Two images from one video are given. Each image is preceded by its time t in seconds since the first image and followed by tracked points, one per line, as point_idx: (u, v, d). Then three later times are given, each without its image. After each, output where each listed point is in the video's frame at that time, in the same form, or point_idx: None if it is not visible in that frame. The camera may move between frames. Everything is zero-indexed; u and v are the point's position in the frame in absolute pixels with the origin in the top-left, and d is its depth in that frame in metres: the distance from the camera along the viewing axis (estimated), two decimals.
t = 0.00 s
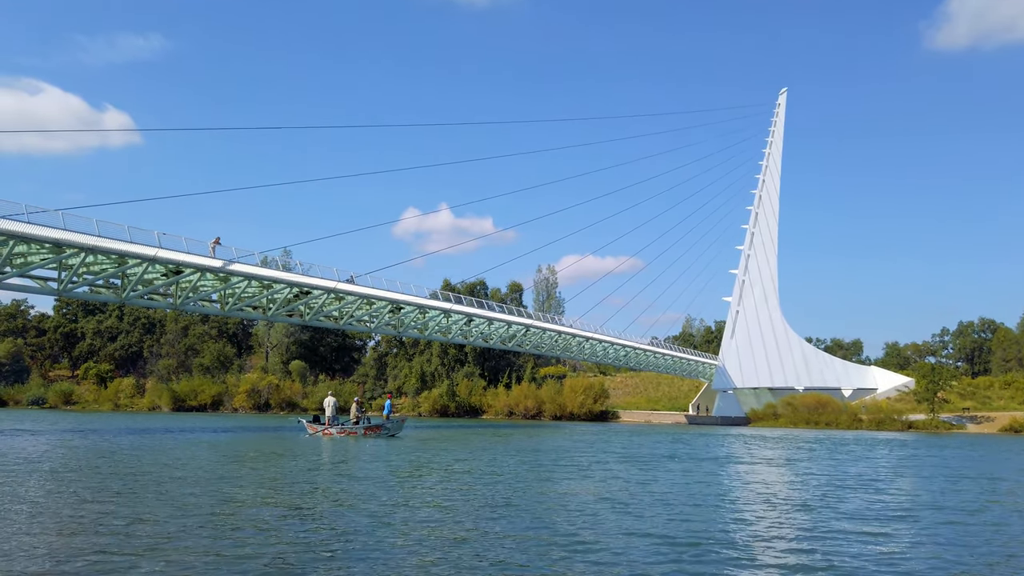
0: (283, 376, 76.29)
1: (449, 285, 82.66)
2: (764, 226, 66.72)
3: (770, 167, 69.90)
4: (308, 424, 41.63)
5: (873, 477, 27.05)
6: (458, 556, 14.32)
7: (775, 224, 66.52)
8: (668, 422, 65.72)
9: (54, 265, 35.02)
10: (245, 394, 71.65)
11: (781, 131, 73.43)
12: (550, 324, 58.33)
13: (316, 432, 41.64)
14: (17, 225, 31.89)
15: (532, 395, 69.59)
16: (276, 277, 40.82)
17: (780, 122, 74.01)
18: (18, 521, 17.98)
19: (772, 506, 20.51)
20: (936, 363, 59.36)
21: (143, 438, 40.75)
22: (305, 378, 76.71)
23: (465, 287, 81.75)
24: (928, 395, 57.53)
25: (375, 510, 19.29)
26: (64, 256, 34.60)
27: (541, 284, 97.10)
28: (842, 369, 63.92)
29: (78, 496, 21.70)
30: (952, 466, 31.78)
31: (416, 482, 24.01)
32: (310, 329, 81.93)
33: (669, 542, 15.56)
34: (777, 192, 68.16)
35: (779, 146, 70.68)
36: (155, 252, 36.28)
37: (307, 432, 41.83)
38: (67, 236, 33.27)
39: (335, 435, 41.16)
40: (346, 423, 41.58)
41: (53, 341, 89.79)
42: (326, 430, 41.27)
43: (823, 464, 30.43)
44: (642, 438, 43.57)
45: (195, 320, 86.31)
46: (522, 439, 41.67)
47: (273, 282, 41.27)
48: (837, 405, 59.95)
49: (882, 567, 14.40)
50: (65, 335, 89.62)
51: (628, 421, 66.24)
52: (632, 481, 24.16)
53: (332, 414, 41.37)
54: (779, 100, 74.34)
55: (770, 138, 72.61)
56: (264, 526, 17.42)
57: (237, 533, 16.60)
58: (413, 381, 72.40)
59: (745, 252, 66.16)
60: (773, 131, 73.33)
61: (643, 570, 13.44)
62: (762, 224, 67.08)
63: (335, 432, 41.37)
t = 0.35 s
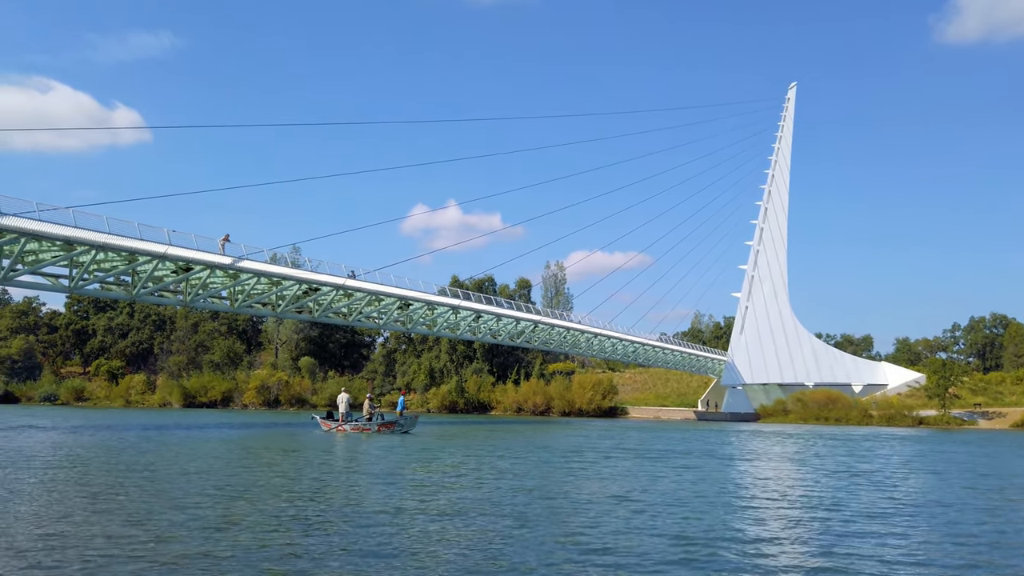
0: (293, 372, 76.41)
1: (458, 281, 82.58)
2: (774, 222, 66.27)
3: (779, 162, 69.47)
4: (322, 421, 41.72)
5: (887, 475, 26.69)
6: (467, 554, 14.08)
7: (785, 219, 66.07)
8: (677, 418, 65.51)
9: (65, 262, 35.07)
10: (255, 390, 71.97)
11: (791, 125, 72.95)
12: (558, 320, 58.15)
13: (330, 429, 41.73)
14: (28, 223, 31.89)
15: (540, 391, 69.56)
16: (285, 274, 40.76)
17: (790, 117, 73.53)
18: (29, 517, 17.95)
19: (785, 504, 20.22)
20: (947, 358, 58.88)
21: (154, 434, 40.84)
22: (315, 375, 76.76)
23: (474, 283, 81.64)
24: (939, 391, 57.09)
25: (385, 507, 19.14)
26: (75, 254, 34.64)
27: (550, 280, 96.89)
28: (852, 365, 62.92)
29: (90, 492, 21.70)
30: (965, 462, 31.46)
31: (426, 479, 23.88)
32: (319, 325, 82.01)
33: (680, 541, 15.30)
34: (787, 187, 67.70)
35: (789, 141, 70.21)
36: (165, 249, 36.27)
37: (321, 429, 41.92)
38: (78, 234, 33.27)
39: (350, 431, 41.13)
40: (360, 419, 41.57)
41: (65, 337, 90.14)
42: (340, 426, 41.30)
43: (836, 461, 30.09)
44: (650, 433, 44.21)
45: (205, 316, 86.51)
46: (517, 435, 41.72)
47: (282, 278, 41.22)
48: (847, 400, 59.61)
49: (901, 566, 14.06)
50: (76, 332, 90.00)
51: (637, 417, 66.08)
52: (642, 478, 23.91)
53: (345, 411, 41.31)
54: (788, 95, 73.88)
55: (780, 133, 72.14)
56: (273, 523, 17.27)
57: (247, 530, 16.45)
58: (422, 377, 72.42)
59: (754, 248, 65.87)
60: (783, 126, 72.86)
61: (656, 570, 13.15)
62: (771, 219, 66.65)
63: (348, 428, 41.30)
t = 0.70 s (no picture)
0: (302, 372, 76.55)
1: (466, 280, 82.56)
2: (784, 220, 65.94)
3: (788, 160, 69.16)
4: (336, 420, 41.63)
5: (900, 474, 26.43)
6: (477, 554, 13.96)
7: (794, 218, 65.70)
8: (687, 418, 65.25)
9: (77, 262, 35.13)
10: (265, 390, 72.16)
11: (800, 124, 72.66)
12: (567, 320, 58.01)
13: (344, 429, 41.59)
14: (39, 223, 31.97)
15: (549, 391, 69.54)
16: (295, 274, 40.72)
17: (799, 115, 73.18)
18: (41, 516, 17.95)
19: (796, 503, 20.01)
20: (958, 357, 58.41)
21: (164, 434, 40.87)
22: (324, 375, 76.84)
23: (482, 283, 81.60)
24: (950, 390, 56.69)
25: (393, 506, 19.07)
26: (86, 254, 34.67)
27: (558, 280, 96.70)
28: (863, 364, 62.40)
29: (100, 492, 21.71)
30: (977, 462, 31.18)
31: (435, 478, 23.82)
32: (328, 325, 82.05)
33: (691, 540, 15.14)
34: (796, 186, 67.34)
35: (798, 139, 69.86)
36: (175, 249, 36.32)
37: (335, 429, 41.62)
38: (89, 234, 33.34)
39: (363, 431, 40.94)
40: (373, 418, 41.40)
41: (76, 337, 90.51)
42: (354, 426, 41.09)
43: (847, 461, 29.85)
44: (657, 432, 44.32)
45: (215, 316, 86.72)
46: (524, 434, 41.62)
47: (291, 279, 41.22)
48: (857, 400, 59.23)
49: (918, 566, 13.83)
50: (87, 332, 90.37)
51: (646, 417, 65.87)
52: (652, 478, 23.76)
53: (359, 411, 41.14)
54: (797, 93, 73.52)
55: (789, 131, 71.81)
56: (281, 522, 17.21)
57: (256, 530, 16.37)
58: (430, 377, 72.30)
59: (764, 246, 65.61)
60: (792, 124, 72.51)
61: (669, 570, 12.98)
62: (781, 217, 66.34)
63: (362, 428, 41.10)
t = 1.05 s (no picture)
0: (312, 369, 76.62)
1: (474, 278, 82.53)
2: (793, 217, 65.60)
3: (798, 157, 68.76)
4: (350, 418, 41.91)
5: (912, 472, 26.17)
6: (483, 553, 13.81)
7: (804, 214, 65.36)
8: (696, 415, 65.05)
9: (87, 261, 35.20)
10: (275, 387, 72.28)
11: (810, 120, 72.24)
12: (576, 317, 57.85)
13: (357, 426, 42.03)
14: (49, 222, 32.01)
15: (558, 388, 69.44)
16: (304, 272, 40.70)
17: (809, 111, 72.75)
18: (53, 514, 17.96)
19: (806, 501, 19.81)
20: (971, 353, 57.39)
21: (174, 431, 40.93)
22: (334, 372, 76.90)
23: (491, 280, 81.59)
24: (962, 387, 56.11)
25: (401, 503, 19.00)
26: (97, 253, 34.72)
27: (567, 277, 96.52)
28: (874, 361, 61.97)
29: (110, 489, 21.70)
30: (991, 459, 30.89)
31: (444, 476, 23.71)
32: (337, 322, 82.07)
33: (700, 540, 14.97)
34: (806, 182, 66.97)
35: (807, 135, 69.48)
36: (184, 248, 36.33)
37: (349, 426, 42.14)
38: (99, 233, 33.38)
39: (377, 429, 41.01)
40: (387, 417, 41.38)
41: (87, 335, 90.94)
42: (368, 423, 41.33)
43: (858, 458, 29.60)
44: (663, 429, 44.24)
45: (225, 314, 86.92)
46: (533, 431, 41.48)
47: (300, 277, 41.22)
48: (867, 396, 58.85)
49: (932, 567, 13.59)
50: (98, 331, 90.76)
51: (655, 414, 65.68)
52: (661, 476, 23.59)
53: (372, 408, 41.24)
54: (807, 89, 73.04)
55: (799, 127, 71.43)
56: (289, 519, 17.16)
57: (263, 527, 16.26)
58: (440, 374, 71.73)
59: (773, 243, 65.30)
60: (801, 120, 72.12)
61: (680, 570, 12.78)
62: (790, 214, 65.97)
63: (377, 426, 41.26)
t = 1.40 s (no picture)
0: (320, 368, 76.68)
1: (482, 276, 82.44)
2: (802, 214, 65.27)
3: (807, 154, 68.42)
4: (362, 416, 41.81)
5: (922, 471, 25.94)
6: (490, 553, 13.66)
7: (813, 212, 65.02)
8: (705, 413, 64.80)
9: (98, 261, 35.26)
10: (284, 386, 72.34)
11: (819, 116, 71.86)
12: (584, 315, 57.66)
13: (371, 424, 41.67)
14: (61, 222, 32.09)
15: (566, 386, 69.34)
16: (312, 271, 40.67)
17: (818, 108, 72.38)
18: (63, 512, 17.93)
19: (815, 500, 19.63)
20: (981, 351, 57.29)
21: (183, 430, 40.94)
22: (342, 371, 76.92)
23: (499, 279, 81.50)
24: (972, 384, 55.74)
25: (408, 502, 18.90)
26: (107, 253, 34.76)
27: (575, 275, 96.34)
28: (883, 359, 61.71)
29: (122, 487, 21.68)
30: (1003, 458, 30.62)
31: (452, 474, 23.62)
32: (346, 321, 82.09)
33: (709, 538, 14.84)
34: (815, 179, 66.62)
35: (816, 132, 69.13)
36: (194, 247, 36.35)
37: (361, 425, 41.86)
38: (109, 232, 33.42)
39: (390, 427, 41.03)
40: (399, 415, 41.49)
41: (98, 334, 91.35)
42: (381, 422, 41.32)
43: (869, 457, 29.35)
44: (671, 428, 44.14)
45: (234, 313, 87.07)
46: (542, 430, 41.33)
47: (309, 276, 41.19)
48: (877, 394, 58.53)
49: (943, 566, 13.36)
50: (109, 329, 91.09)
51: (664, 412, 65.46)
52: (668, 474, 23.44)
53: (385, 406, 41.26)
54: (816, 86, 72.67)
55: (808, 124, 71.08)
56: (297, 518, 17.09)
57: (273, 527, 16.15)
58: (448, 372, 72.27)
59: (782, 241, 65.00)
60: (810, 117, 71.75)
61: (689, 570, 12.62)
62: (799, 211, 65.67)
63: (389, 424, 41.30)
